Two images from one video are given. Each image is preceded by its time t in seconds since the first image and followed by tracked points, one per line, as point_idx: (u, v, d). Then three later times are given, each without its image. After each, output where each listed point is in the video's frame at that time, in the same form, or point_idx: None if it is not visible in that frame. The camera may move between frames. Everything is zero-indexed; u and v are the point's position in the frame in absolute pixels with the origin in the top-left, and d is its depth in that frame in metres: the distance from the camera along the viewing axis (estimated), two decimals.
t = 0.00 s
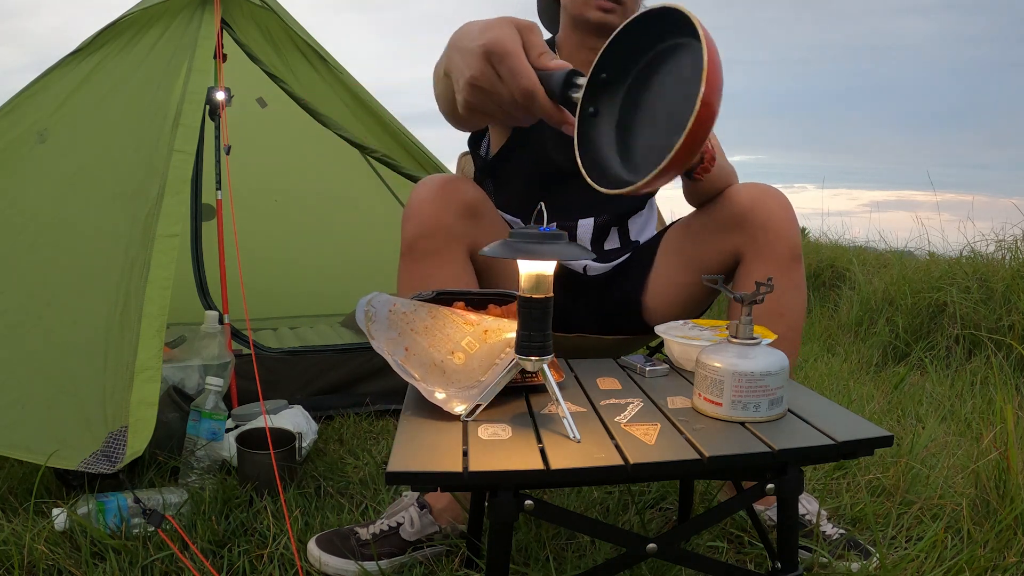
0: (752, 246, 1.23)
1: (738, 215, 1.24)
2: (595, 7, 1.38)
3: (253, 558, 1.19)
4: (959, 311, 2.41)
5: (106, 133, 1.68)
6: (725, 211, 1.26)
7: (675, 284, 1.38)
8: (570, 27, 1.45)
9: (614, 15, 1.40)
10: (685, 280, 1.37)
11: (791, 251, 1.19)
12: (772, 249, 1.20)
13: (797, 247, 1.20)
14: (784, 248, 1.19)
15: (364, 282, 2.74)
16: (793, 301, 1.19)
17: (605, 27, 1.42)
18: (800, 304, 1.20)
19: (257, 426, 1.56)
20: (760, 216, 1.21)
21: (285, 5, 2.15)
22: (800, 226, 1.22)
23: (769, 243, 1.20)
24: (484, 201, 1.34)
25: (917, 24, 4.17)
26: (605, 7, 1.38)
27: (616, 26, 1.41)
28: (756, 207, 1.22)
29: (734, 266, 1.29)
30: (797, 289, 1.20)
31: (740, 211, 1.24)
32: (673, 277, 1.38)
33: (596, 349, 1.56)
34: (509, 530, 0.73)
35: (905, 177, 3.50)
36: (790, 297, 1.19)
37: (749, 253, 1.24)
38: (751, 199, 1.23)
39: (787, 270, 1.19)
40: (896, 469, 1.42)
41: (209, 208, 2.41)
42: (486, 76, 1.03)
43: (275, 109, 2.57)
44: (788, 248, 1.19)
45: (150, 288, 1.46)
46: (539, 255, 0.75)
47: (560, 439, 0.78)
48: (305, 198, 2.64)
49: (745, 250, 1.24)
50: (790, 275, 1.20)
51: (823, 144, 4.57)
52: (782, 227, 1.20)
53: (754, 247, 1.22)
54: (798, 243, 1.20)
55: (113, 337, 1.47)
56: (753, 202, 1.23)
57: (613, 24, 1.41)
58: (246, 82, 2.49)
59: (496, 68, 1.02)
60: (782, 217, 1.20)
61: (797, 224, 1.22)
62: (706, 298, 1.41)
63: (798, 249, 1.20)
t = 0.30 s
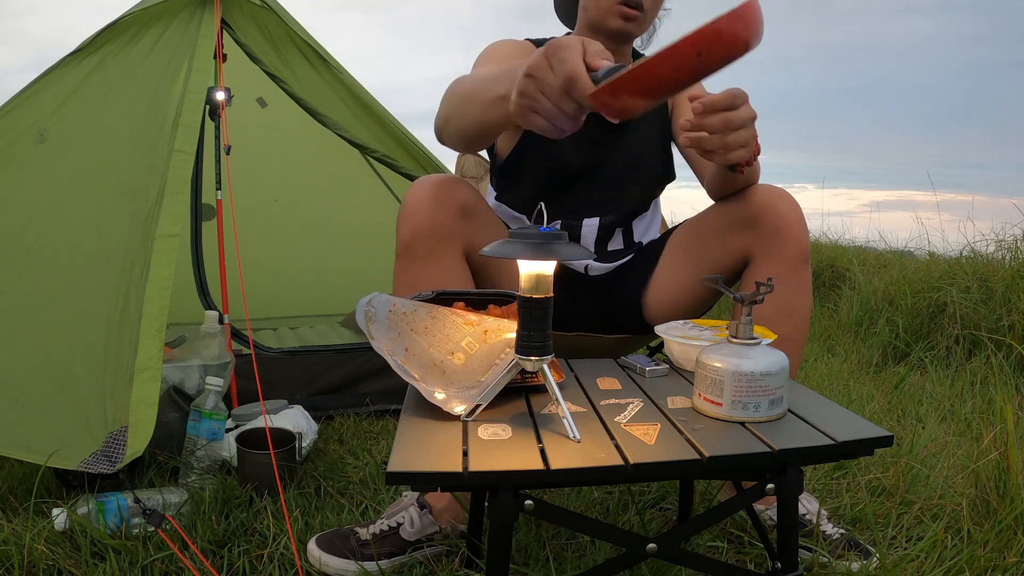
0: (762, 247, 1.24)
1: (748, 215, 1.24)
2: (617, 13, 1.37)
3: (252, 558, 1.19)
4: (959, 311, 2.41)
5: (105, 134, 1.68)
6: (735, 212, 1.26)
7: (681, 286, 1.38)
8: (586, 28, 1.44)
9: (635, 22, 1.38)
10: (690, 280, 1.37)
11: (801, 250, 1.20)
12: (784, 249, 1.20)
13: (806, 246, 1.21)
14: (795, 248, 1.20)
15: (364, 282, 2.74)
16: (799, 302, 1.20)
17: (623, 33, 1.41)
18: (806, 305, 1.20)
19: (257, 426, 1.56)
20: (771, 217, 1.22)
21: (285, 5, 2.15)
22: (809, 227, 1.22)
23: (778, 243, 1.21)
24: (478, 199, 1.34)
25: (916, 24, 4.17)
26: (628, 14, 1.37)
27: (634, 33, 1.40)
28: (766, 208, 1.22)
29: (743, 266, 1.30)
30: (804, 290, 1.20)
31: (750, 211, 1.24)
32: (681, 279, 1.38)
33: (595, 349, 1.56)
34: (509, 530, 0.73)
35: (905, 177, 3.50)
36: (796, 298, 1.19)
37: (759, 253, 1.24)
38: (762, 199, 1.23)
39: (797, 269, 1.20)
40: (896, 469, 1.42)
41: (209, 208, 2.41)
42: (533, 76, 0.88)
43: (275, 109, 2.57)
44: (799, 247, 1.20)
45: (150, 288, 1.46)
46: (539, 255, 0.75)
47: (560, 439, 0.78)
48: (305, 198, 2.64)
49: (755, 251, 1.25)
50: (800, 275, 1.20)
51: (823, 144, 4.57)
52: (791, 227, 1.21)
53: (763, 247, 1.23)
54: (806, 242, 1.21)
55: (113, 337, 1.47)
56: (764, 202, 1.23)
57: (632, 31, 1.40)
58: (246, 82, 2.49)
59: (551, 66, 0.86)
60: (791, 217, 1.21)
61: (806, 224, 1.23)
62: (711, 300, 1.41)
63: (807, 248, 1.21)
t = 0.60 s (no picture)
0: (761, 248, 1.24)
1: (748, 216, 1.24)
2: (612, 12, 1.37)
3: (253, 558, 1.19)
4: (959, 311, 2.41)
5: (105, 133, 1.68)
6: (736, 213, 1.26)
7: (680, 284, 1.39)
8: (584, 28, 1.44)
9: (631, 21, 1.38)
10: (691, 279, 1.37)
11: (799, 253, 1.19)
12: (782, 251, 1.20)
13: (805, 248, 1.20)
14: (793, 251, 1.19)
15: (364, 282, 2.74)
16: (797, 303, 1.19)
17: (621, 31, 1.40)
18: (805, 307, 1.19)
19: (257, 426, 1.56)
20: (769, 219, 1.21)
21: (285, 5, 2.15)
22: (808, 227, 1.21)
23: (777, 245, 1.21)
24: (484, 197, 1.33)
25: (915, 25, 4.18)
26: (622, 13, 1.36)
27: (632, 32, 1.40)
28: (764, 209, 1.22)
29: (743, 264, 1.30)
30: (801, 292, 1.20)
31: (750, 211, 1.24)
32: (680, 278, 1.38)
33: (595, 349, 1.56)
34: (509, 530, 0.73)
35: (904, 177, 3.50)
36: (794, 299, 1.19)
37: (758, 253, 1.24)
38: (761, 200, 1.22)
39: (796, 272, 1.20)
40: (896, 469, 1.42)
41: (209, 208, 2.41)
42: (663, 133, 1.02)
43: (275, 109, 2.57)
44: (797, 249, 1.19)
45: (150, 288, 1.46)
46: (539, 255, 0.75)
47: (560, 439, 0.78)
48: (305, 198, 2.64)
49: (754, 251, 1.25)
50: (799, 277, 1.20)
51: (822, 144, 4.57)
52: (789, 229, 1.20)
53: (762, 248, 1.23)
54: (805, 244, 1.20)
55: (113, 338, 1.47)
56: (763, 203, 1.22)
57: (629, 30, 1.40)
58: (246, 82, 2.49)
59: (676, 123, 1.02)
60: (789, 219, 1.20)
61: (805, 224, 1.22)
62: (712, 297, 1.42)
63: (806, 250, 1.20)
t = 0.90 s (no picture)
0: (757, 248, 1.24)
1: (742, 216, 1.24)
2: (622, 11, 1.36)
3: (253, 558, 1.19)
4: (959, 311, 2.41)
5: (105, 134, 1.68)
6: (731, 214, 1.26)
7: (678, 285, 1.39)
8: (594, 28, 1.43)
9: (643, 19, 1.37)
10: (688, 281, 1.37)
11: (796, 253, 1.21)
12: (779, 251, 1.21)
13: (801, 249, 1.21)
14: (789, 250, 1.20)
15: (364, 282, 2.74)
16: (796, 301, 1.20)
17: (632, 30, 1.40)
18: (803, 306, 1.20)
19: (257, 426, 1.56)
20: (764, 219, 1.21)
21: (285, 5, 2.15)
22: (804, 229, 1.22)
23: (773, 245, 1.22)
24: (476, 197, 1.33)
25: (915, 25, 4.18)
26: (633, 11, 1.36)
27: (643, 30, 1.39)
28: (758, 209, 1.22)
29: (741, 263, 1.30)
30: (800, 289, 1.21)
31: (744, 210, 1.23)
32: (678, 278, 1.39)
33: (595, 349, 1.56)
34: (509, 530, 0.73)
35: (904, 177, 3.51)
36: (792, 300, 1.20)
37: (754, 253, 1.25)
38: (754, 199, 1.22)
39: (792, 271, 1.21)
40: (896, 469, 1.42)
41: (209, 208, 2.41)
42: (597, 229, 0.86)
43: (276, 109, 2.57)
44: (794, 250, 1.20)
45: (150, 288, 1.46)
46: (540, 255, 0.75)
47: (560, 439, 0.78)
48: (305, 198, 2.64)
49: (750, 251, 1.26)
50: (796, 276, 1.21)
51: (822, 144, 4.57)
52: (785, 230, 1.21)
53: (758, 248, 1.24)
54: (801, 245, 1.21)
55: (113, 337, 1.47)
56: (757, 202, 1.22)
57: (640, 28, 1.39)
58: (247, 82, 2.49)
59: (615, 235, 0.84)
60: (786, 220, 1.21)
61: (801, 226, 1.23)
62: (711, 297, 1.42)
63: (801, 251, 1.21)
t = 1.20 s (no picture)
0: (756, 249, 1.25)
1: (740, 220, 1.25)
2: (628, 12, 1.35)
3: (252, 558, 1.19)
4: (959, 311, 2.41)
5: (105, 134, 1.68)
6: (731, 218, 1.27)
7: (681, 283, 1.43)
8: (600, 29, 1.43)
9: (650, 20, 1.36)
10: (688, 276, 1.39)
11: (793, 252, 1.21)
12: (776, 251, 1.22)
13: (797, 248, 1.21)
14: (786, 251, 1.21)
15: (364, 282, 2.74)
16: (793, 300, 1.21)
17: (638, 31, 1.39)
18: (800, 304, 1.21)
19: (257, 426, 1.56)
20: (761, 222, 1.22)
21: (285, 5, 2.15)
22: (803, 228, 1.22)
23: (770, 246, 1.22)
24: (479, 197, 1.32)
25: (914, 25, 4.17)
26: (639, 12, 1.34)
27: (650, 31, 1.38)
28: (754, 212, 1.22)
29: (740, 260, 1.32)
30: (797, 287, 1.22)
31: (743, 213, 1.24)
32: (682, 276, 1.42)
33: (595, 349, 1.56)
34: (509, 530, 0.73)
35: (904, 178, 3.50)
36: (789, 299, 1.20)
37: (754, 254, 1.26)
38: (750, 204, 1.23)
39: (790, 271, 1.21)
40: (896, 469, 1.42)
41: (209, 208, 2.41)
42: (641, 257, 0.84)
43: (276, 109, 2.57)
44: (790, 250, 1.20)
45: (150, 288, 1.46)
46: (540, 255, 0.75)
47: (560, 439, 0.78)
48: (305, 198, 2.64)
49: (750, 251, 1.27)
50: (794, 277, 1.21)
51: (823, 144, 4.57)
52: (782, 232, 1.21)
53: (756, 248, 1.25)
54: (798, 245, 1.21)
55: (113, 337, 1.47)
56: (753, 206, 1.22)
57: (646, 29, 1.38)
58: (247, 82, 2.49)
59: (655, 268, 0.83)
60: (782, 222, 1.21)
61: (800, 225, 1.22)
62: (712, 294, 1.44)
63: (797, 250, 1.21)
